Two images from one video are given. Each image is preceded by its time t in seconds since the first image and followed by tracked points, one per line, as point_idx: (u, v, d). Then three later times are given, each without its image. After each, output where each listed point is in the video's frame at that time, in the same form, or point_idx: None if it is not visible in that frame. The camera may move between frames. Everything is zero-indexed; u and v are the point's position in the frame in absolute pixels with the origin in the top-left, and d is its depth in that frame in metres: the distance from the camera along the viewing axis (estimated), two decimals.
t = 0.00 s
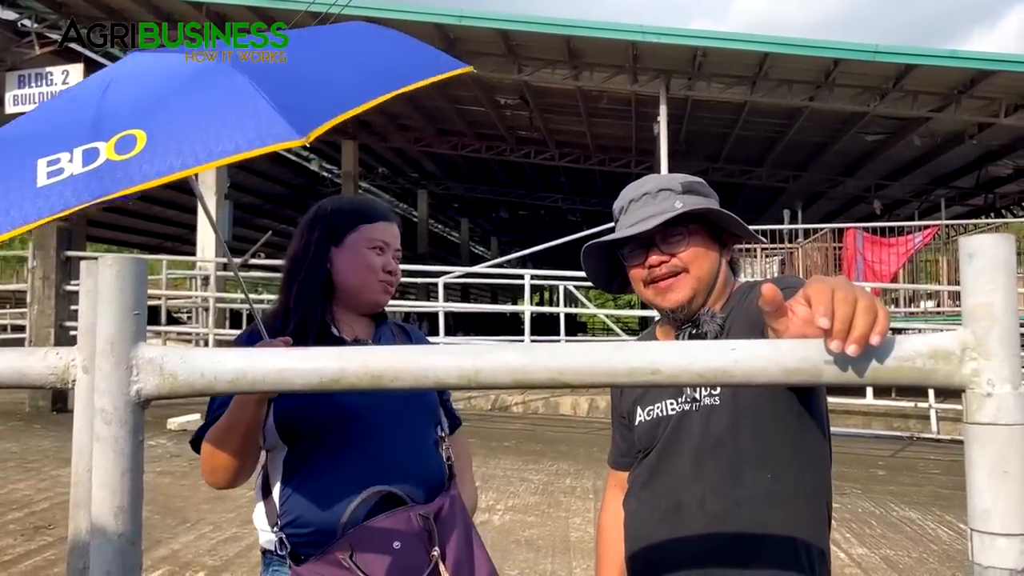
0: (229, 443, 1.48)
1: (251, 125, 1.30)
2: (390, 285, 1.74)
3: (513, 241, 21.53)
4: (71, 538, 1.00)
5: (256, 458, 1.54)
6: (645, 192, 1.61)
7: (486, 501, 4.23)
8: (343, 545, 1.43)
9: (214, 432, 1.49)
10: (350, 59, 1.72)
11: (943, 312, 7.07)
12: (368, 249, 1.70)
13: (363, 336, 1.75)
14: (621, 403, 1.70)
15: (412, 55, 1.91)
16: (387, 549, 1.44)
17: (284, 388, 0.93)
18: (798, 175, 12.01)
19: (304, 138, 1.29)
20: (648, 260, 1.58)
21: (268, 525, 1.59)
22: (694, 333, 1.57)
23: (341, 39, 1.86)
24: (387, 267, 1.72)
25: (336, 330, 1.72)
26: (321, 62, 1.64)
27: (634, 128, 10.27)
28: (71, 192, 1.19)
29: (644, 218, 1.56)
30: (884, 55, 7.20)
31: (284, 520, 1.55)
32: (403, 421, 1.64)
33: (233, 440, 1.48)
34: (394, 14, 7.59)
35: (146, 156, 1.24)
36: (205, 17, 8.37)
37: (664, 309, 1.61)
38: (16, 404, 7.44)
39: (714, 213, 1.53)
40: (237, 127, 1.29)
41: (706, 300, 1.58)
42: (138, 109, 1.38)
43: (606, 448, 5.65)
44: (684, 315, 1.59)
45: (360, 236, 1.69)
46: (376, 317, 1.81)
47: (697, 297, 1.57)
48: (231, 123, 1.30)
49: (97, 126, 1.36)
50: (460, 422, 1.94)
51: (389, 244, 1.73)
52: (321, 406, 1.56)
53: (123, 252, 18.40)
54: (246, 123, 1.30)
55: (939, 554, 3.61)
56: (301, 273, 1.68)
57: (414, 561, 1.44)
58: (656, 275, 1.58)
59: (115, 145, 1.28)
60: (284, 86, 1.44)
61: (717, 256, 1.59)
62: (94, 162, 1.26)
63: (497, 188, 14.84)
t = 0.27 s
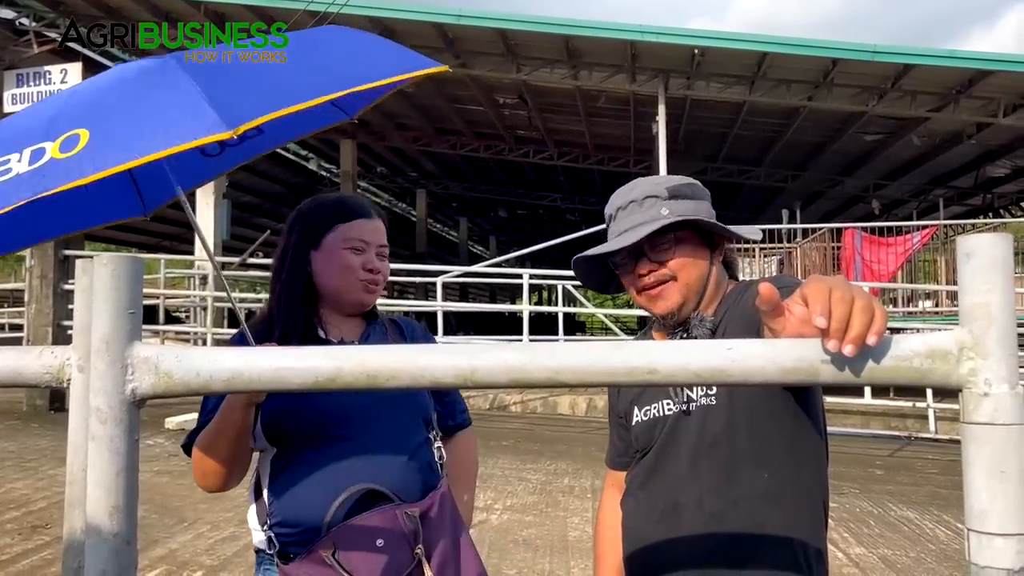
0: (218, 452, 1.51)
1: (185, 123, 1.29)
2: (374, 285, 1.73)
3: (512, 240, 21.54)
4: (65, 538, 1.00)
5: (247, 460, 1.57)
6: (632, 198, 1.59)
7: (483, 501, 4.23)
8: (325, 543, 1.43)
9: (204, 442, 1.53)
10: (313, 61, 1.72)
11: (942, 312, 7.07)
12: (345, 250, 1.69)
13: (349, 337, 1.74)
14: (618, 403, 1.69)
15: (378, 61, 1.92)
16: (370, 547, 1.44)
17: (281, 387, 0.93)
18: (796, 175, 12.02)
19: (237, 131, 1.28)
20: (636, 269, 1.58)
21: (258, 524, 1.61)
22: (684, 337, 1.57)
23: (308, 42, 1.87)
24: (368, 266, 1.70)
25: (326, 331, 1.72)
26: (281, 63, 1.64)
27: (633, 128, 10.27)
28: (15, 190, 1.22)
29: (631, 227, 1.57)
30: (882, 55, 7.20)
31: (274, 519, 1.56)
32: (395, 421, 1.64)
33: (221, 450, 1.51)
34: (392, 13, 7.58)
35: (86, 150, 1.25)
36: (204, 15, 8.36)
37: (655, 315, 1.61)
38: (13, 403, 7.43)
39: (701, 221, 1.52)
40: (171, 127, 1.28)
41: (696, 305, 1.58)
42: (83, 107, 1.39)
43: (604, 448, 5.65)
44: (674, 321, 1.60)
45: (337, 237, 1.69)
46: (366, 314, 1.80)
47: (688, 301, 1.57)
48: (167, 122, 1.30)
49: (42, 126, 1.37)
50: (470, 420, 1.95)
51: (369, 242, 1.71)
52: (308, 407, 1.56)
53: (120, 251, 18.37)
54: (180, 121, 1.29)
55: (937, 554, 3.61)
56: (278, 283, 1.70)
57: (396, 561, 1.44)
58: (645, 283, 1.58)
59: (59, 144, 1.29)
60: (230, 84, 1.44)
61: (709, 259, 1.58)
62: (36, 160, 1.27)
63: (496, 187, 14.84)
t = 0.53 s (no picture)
0: (216, 455, 1.54)
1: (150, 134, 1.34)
2: (364, 285, 1.71)
3: (511, 240, 21.53)
4: (64, 537, 1.00)
5: (244, 461, 1.60)
6: (611, 232, 1.52)
7: (482, 501, 4.22)
8: (318, 543, 1.43)
9: (203, 444, 1.56)
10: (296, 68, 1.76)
11: (941, 312, 7.08)
12: (334, 252, 1.68)
13: (348, 335, 1.73)
14: (619, 403, 1.68)
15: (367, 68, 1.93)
16: (362, 547, 1.43)
17: (280, 385, 0.93)
18: (795, 175, 12.03)
19: (193, 146, 1.32)
20: (625, 304, 1.52)
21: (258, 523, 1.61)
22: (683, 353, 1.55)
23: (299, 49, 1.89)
24: (357, 266, 1.69)
25: (321, 333, 1.72)
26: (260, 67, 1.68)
27: (631, 128, 10.27)
28: None
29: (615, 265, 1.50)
30: (882, 55, 7.20)
31: (270, 519, 1.56)
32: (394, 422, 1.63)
33: (218, 452, 1.54)
34: (391, 12, 7.57)
35: (54, 161, 1.30)
36: (203, 15, 8.36)
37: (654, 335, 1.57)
38: (11, 403, 7.41)
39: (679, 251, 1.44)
40: (135, 139, 1.34)
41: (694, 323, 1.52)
42: (58, 117, 1.44)
43: (602, 448, 5.65)
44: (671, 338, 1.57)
45: (326, 239, 1.69)
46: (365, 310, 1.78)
47: (681, 324, 1.52)
48: (133, 134, 1.35)
49: (20, 135, 1.43)
50: (474, 420, 1.95)
51: (359, 242, 1.69)
52: (304, 409, 1.57)
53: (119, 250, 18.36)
54: (144, 133, 1.34)
55: (937, 554, 3.61)
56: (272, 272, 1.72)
57: (388, 560, 1.43)
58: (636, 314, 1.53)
59: (35, 153, 1.35)
60: (201, 93, 1.48)
61: (696, 281, 1.51)
62: (11, 168, 1.34)
63: (495, 187, 14.84)
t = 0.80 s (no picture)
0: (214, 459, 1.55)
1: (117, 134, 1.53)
2: (353, 285, 1.69)
3: (510, 240, 21.54)
4: (65, 539, 1.00)
5: (251, 460, 1.61)
6: (611, 241, 1.50)
7: (482, 501, 4.22)
8: (318, 546, 1.42)
9: (203, 447, 1.57)
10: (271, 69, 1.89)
11: (940, 312, 7.08)
12: (315, 257, 1.69)
13: (353, 338, 1.73)
14: (616, 406, 1.66)
15: (342, 71, 2.05)
16: (362, 549, 1.43)
17: (280, 388, 0.93)
18: (795, 175, 12.03)
19: (156, 145, 1.53)
20: (628, 314, 1.51)
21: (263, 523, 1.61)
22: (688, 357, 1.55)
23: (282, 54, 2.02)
24: (340, 267, 1.68)
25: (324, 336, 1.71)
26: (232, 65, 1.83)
27: (631, 128, 10.28)
28: None
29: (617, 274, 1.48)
30: (881, 56, 7.21)
31: (274, 519, 1.57)
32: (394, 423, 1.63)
33: (217, 456, 1.55)
34: (391, 13, 7.57)
35: (36, 159, 1.50)
36: (203, 15, 8.35)
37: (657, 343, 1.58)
38: (10, 403, 7.40)
39: (681, 260, 1.43)
40: (105, 139, 1.53)
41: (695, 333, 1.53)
42: (46, 118, 1.63)
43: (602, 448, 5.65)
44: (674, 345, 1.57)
45: (308, 243, 1.70)
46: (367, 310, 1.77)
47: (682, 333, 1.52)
48: (104, 134, 1.54)
49: (15, 134, 1.64)
50: (481, 424, 1.94)
51: (338, 243, 1.69)
52: (305, 411, 1.58)
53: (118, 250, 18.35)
54: (110, 136, 1.53)
55: (936, 555, 3.62)
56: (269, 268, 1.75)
57: (388, 562, 1.43)
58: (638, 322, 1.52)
59: (18, 154, 1.55)
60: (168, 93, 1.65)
61: (697, 290, 1.50)
62: None
63: (494, 187, 14.84)
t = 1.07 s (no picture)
0: (214, 457, 1.55)
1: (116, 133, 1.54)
2: (352, 285, 1.69)
3: (509, 241, 21.54)
4: (64, 540, 0.99)
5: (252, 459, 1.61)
6: (625, 218, 1.57)
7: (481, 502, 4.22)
8: (315, 547, 1.43)
9: (207, 446, 1.58)
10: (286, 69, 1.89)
11: (939, 313, 7.08)
12: (315, 259, 1.69)
13: (355, 339, 1.74)
14: (607, 406, 1.66)
15: (352, 73, 2.02)
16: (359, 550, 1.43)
17: (280, 390, 0.92)
18: (794, 176, 12.04)
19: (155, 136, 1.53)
20: (637, 290, 1.55)
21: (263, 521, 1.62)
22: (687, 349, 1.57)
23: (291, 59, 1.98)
24: (340, 269, 1.68)
25: (329, 336, 1.72)
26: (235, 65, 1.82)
27: (630, 129, 10.28)
28: None
29: (630, 247, 1.54)
30: (881, 57, 7.21)
31: (273, 519, 1.57)
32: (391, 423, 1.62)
33: (217, 455, 1.54)
34: (390, 14, 7.58)
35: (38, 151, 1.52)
36: (202, 15, 8.34)
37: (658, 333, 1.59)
38: (9, 403, 7.40)
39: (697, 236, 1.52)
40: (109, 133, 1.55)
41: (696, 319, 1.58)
42: (55, 115, 1.68)
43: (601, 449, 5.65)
44: (676, 334, 1.59)
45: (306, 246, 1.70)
46: (371, 312, 1.77)
47: (689, 315, 1.56)
48: (107, 129, 1.56)
49: (25, 129, 1.67)
50: (484, 429, 1.95)
51: (337, 245, 1.68)
52: (303, 411, 1.58)
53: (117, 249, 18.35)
54: (113, 129, 1.55)
55: (936, 556, 3.62)
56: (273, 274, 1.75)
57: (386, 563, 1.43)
58: (646, 303, 1.56)
59: (24, 147, 1.57)
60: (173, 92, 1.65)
61: (704, 270, 1.58)
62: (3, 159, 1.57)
63: (493, 188, 14.85)
